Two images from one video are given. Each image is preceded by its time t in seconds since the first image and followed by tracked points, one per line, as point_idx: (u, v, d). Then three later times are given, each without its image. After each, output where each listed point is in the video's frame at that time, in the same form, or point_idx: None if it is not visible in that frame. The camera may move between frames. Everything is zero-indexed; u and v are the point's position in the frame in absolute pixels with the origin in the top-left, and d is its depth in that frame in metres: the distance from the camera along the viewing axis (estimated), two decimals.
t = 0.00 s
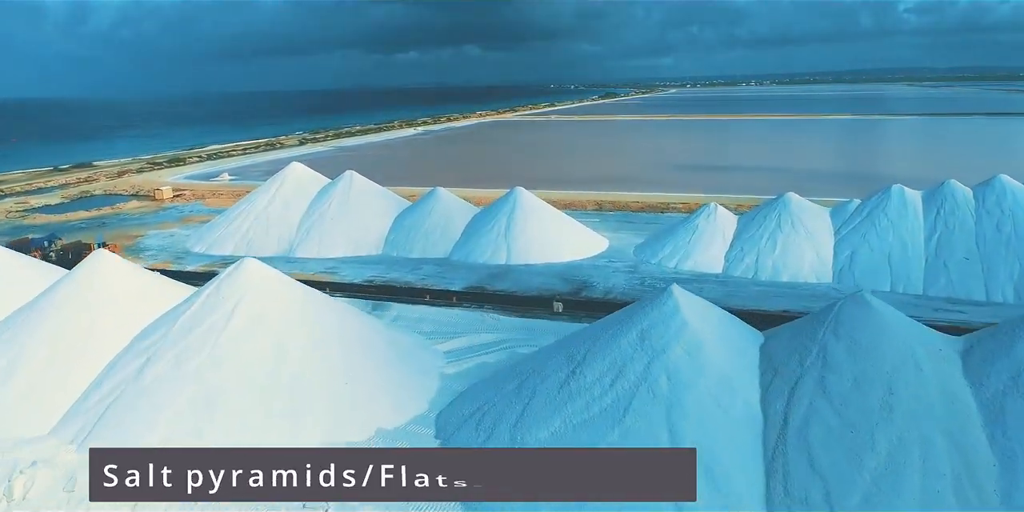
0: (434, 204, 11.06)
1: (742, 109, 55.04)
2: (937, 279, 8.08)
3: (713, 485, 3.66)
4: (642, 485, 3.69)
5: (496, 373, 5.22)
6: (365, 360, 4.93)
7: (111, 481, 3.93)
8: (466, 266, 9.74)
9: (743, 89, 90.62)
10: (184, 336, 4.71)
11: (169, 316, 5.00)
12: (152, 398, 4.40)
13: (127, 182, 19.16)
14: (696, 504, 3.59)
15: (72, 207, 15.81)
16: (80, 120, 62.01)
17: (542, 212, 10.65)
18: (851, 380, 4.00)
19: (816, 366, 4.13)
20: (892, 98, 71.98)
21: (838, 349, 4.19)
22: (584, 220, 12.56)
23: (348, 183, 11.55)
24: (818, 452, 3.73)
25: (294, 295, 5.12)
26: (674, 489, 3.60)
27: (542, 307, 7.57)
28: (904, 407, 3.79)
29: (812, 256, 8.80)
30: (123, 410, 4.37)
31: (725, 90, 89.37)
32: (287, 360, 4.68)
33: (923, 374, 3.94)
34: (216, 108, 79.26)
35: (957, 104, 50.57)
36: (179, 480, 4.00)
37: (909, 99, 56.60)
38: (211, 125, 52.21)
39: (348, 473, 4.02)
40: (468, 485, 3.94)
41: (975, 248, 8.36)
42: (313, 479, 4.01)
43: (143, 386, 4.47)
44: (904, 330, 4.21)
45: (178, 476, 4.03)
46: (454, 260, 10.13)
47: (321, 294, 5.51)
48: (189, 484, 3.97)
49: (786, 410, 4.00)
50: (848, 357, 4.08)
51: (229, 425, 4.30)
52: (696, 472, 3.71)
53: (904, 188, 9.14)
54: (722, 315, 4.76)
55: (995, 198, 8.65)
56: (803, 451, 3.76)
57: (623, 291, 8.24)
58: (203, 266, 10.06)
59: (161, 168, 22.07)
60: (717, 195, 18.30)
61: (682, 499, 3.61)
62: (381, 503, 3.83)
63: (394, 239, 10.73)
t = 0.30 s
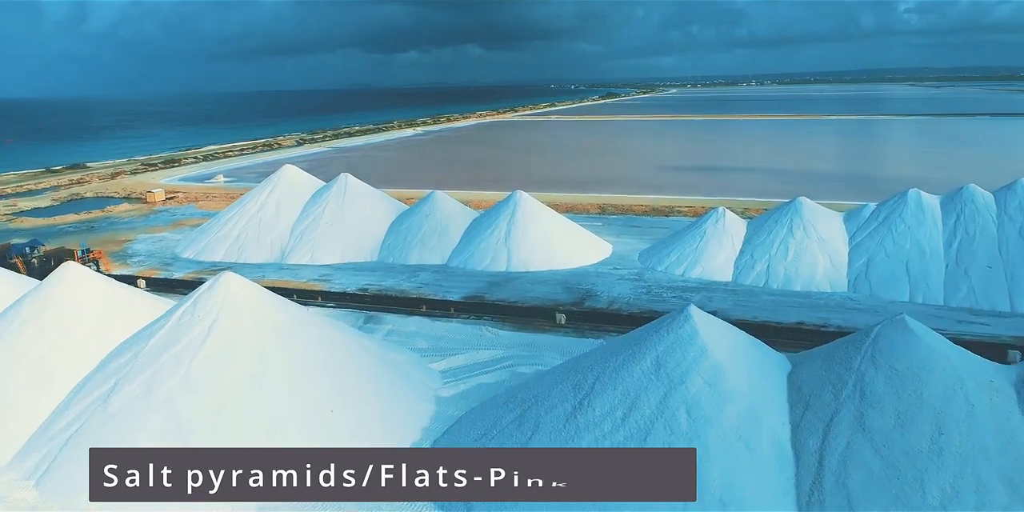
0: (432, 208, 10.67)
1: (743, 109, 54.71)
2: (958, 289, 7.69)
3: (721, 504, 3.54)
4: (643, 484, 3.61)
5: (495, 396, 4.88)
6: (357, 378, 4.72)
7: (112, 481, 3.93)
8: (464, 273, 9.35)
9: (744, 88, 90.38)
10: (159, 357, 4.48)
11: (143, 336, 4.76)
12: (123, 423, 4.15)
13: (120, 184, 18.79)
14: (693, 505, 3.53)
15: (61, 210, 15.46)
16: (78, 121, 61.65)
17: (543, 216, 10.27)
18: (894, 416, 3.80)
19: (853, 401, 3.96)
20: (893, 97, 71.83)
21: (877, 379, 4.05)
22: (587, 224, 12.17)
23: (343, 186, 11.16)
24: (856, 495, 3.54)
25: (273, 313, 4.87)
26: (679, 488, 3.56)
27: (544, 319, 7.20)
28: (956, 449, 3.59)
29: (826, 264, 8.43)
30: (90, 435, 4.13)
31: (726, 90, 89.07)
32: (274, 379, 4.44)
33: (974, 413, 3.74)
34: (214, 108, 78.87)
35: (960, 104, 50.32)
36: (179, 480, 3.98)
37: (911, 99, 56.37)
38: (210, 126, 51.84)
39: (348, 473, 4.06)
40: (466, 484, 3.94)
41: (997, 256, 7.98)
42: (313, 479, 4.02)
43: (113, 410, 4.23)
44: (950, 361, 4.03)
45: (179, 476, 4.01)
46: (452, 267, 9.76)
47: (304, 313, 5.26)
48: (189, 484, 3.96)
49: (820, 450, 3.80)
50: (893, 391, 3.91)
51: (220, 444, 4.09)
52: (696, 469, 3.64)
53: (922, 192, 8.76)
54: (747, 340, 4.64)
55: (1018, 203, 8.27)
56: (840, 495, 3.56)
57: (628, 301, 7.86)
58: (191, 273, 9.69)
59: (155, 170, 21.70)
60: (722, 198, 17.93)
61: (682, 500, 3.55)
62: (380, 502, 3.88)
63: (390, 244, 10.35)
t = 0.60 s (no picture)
0: (430, 212, 10.34)
1: (744, 109, 54.50)
2: (978, 298, 7.38)
3: None
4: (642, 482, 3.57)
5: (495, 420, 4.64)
6: (345, 398, 4.52)
7: (112, 481, 3.76)
8: (462, 281, 9.02)
9: (744, 88, 90.31)
10: (127, 382, 4.23)
11: (114, 357, 4.54)
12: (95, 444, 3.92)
13: (113, 186, 18.46)
14: (694, 503, 3.47)
15: (52, 213, 15.14)
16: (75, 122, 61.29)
17: (544, 221, 9.96)
18: (942, 456, 3.57)
19: (893, 436, 3.74)
20: (894, 97, 71.73)
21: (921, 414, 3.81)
22: (589, 228, 11.85)
23: (338, 189, 10.83)
24: None
25: (253, 330, 4.63)
26: (681, 487, 3.50)
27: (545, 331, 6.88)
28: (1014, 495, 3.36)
29: (838, 272, 8.12)
30: (49, 465, 3.87)
31: (727, 90, 88.81)
32: (260, 393, 4.26)
33: None
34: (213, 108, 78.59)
35: (961, 103, 50.17)
36: (179, 479, 3.87)
37: (911, 99, 56.24)
38: (208, 126, 51.51)
39: (348, 473, 4.05)
40: (465, 483, 3.90)
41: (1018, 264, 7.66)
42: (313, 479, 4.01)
43: (75, 440, 3.98)
44: (996, 393, 3.81)
45: (179, 476, 3.89)
46: (450, 274, 9.43)
47: (287, 329, 5.01)
48: (189, 484, 3.85)
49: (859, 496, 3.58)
50: (939, 427, 3.68)
51: (222, 443, 4.00)
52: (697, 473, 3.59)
53: (938, 196, 8.44)
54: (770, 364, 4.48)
55: None
56: None
57: (633, 311, 7.53)
58: (180, 280, 9.35)
59: (150, 171, 21.39)
60: (725, 200, 17.68)
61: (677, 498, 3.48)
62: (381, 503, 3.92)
63: (386, 250, 10.02)
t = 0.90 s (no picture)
0: (428, 216, 10.02)
1: (745, 108, 54.27)
2: (1001, 309, 7.05)
3: None
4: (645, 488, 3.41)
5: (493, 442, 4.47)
6: (336, 411, 4.44)
7: (112, 481, 3.72)
8: (460, 288, 8.69)
9: (743, 89, 90.26)
10: (91, 410, 4.04)
11: (82, 381, 4.36)
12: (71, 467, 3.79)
13: (105, 188, 18.13)
14: (694, 503, 3.34)
15: (41, 215, 14.79)
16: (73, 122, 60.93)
17: (544, 225, 9.61)
18: (1003, 504, 3.28)
19: (949, 480, 3.45)
20: (894, 96, 71.72)
21: (976, 454, 3.54)
22: (592, 232, 11.52)
23: (333, 192, 10.50)
24: None
25: (227, 351, 4.44)
26: (683, 487, 3.38)
27: (547, 345, 6.56)
28: None
29: (852, 280, 7.79)
30: (14, 494, 3.69)
31: (727, 90, 88.69)
32: (247, 404, 4.16)
33: None
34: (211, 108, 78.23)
35: (962, 103, 50.01)
36: (179, 480, 3.80)
37: (912, 99, 56.09)
38: (206, 127, 51.17)
39: (348, 473, 4.02)
40: (466, 483, 3.87)
41: None
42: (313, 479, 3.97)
43: (34, 475, 3.78)
44: None
45: (179, 476, 3.82)
46: (448, 280, 9.11)
47: (266, 347, 4.85)
48: (189, 484, 3.78)
49: None
50: (998, 473, 3.39)
51: (216, 445, 3.93)
52: (704, 479, 3.42)
53: (956, 200, 8.10)
54: (804, 398, 4.22)
55: None
56: None
57: (639, 322, 7.20)
58: (169, 287, 9.02)
59: (144, 173, 21.05)
60: (729, 203, 17.38)
61: (678, 498, 3.36)
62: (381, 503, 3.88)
63: (382, 255, 9.69)
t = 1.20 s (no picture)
0: (425, 220, 9.68)
1: (746, 108, 54.03)
2: None
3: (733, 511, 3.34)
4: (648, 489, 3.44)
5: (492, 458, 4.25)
6: (329, 429, 4.31)
7: (112, 481, 3.63)
8: (458, 297, 8.34)
9: (740, 89, 90.69)
10: (52, 440, 3.80)
11: (42, 407, 4.11)
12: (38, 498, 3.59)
13: (97, 190, 17.78)
14: (694, 503, 3.41)
15: (31, 218, 14.47)
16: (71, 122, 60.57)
17: (545, 230, 9.27)
18: None
19: None
20: (895, 95, 71.68)
21: None
22: (594, 237, 11.18)
23: (327, 195, 10.16)
24: None
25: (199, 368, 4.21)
26: (683, 488, 3.45)
27: (549, 359, 6.24)
28: None
29: (868, 288, 7.46)
30: None
31: (728, 89, 88.45)
32: (229, 424, 3.98)
33: None
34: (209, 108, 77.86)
35: (965, 103, 49.83)
36: (179, 480, 3.76)
37: (914, 99, 55.94)
38: (204, 126, 50.83)
39: (348, 472, 4.05)
40: (466, 483, 4.01)
41: None
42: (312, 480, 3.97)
43: None
44: None
45: (178, 476, 3.78)
46: (446, 288, 8.77)
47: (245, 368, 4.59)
48: (189, 484, 3.75)
49: None
50: None
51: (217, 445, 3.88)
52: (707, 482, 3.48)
53: (976, 205, 7.76)
54: (837, 435, 4.00)
55: None
56: None
57: (645, 334, 6.86)
58: (155, 294, 8.68)
59: (138, 174, 20.74)
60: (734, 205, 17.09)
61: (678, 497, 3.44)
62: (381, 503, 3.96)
63: (377, 262, 9.36)
